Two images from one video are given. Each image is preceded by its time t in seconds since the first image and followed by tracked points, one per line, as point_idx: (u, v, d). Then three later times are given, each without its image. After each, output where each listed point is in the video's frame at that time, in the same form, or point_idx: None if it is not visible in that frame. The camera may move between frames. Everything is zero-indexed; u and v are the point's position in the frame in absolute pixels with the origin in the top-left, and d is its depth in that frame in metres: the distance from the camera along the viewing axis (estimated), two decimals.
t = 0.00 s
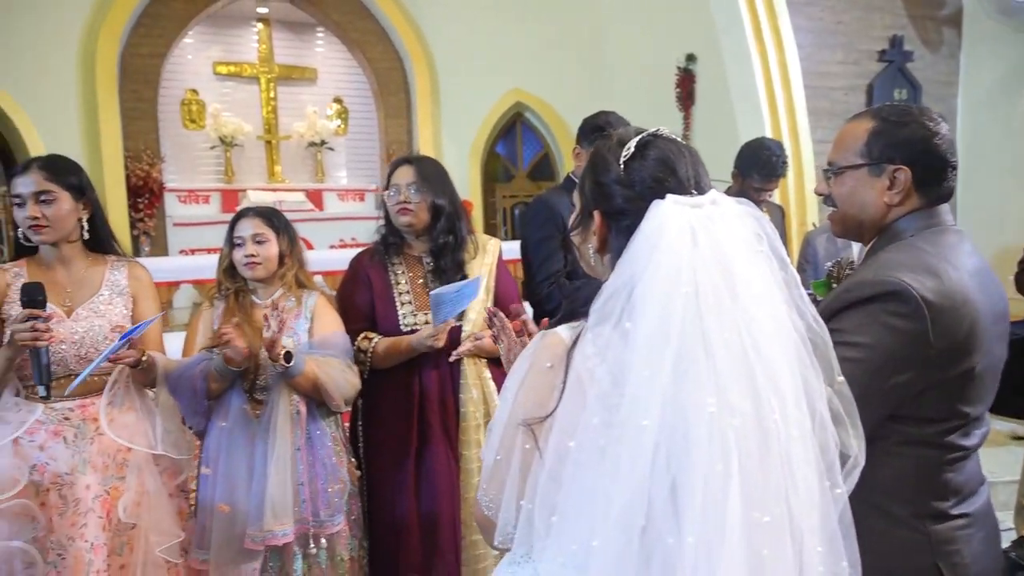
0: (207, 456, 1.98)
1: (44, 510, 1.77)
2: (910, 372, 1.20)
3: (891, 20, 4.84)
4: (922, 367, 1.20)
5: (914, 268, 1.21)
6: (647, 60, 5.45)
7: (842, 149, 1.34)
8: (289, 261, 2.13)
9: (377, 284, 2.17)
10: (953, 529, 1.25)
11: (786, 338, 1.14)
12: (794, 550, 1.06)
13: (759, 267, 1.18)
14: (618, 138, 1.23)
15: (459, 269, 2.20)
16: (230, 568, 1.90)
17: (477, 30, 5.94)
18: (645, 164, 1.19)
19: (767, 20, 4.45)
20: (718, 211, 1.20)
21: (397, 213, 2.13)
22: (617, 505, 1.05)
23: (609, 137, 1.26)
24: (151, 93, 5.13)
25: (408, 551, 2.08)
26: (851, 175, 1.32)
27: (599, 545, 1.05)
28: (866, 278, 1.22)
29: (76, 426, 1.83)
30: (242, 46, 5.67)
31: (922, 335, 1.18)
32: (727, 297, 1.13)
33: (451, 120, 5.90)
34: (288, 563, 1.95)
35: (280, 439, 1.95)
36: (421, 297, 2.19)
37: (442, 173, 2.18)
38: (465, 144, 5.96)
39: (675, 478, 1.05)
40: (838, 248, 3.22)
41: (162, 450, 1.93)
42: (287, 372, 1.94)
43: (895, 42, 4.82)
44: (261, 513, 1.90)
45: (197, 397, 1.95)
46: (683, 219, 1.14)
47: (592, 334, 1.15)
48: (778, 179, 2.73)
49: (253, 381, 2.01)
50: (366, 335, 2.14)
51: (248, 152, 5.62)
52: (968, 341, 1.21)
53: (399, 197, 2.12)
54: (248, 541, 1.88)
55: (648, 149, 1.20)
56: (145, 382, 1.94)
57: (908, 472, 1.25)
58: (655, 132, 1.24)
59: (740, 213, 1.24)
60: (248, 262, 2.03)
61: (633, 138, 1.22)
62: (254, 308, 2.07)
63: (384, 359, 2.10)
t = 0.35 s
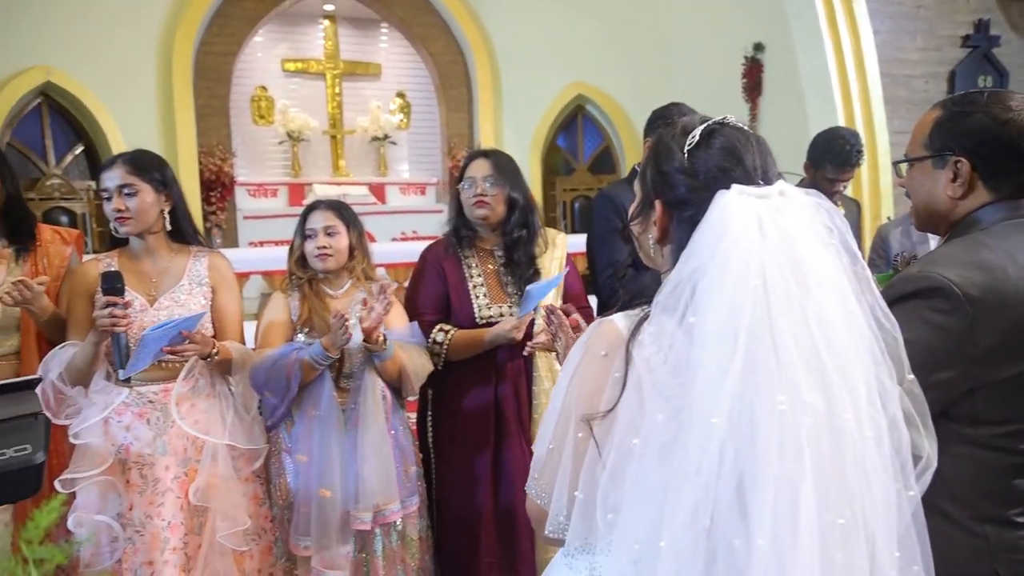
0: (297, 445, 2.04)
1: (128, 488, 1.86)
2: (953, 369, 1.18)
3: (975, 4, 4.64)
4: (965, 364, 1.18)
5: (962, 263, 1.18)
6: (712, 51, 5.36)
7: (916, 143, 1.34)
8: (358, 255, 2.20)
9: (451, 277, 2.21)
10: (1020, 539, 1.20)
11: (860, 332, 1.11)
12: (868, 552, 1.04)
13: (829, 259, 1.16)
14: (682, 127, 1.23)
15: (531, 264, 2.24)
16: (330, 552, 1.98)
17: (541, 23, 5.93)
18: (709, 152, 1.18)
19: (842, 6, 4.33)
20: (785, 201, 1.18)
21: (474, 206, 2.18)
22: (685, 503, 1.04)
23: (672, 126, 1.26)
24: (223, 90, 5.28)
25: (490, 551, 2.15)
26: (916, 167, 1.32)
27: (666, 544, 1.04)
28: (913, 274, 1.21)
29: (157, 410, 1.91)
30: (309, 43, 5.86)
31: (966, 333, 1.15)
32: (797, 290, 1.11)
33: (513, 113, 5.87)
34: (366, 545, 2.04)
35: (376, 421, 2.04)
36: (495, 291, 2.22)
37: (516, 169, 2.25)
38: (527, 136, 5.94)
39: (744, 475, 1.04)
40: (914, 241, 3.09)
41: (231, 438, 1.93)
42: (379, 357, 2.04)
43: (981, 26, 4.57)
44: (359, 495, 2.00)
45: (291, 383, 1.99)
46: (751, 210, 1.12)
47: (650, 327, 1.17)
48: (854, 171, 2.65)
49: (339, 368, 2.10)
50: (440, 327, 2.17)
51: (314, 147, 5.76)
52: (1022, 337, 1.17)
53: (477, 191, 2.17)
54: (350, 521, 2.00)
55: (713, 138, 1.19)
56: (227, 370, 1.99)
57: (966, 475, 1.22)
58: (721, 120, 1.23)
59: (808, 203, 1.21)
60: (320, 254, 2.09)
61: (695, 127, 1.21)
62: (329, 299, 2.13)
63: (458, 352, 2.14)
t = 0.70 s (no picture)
0: (370, 428, 2.06)
1: (207, 462, 1.91)
2: (1009, 364, 1.15)
3: None
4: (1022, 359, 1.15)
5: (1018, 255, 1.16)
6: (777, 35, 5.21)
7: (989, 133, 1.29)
8: (416, 241, 2.23)
9: (517, 263, 2.22)
10: None
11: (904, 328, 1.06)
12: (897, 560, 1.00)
13: (882, 252, 1.11)
14: (735, 112, 1.23)
15: (597, 253, 2.24)
16: (413, 529, 2.00)
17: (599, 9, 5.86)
18: (759, 139, 1.17)
19: None
20: (836, 189, 1.15)
21: (543, 194, 2.18)
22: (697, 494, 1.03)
23: (729, 111, 1.26)
24: (284, 79, 5.36)
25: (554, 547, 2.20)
26: (993, 157, 1.27)
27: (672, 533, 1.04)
28: (966, 266, 1.19)
29: (235, 388, 1.96)
30: (367, 33, 5.89)
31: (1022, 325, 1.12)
32: (837, 282, 1.07)
33: (570, 101, 5.85)
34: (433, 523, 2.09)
35: (445, 400, 2.11)
36: (560, 277, 2.23)
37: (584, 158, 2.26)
38: (583, 125, 5.90)
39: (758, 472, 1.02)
40: (991, 232, 2.96)
41: (294, 423, 1.98)
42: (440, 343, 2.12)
43: None
44: (437, 474, 2.06)
45: (364, 371, 2.01)
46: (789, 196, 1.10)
47: (680, 312, 1.18)
48: (930, 158, 2.54)
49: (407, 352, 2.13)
50: (508, 313, 2.18)
51: (372, 135, 5.82)
52: None
53: (546, 179, 2.18)
54: (429, 500, 2.06)
55: (763, 121, 1.17)
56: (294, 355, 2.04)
57: None
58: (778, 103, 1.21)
59: (867, 192, 1.17)
60: (380, 239, 2.11)
61: (749, 111, 1.20)
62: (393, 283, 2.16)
63: (525, 338, 2.15)
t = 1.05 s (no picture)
0: (428, 415, 2.09)
1: (281, 446, 1.96)
2: None
3: None
4: None
5: None
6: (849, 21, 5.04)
7: None
8: (478, 232, 2.25)
9: (577, 257, 2.21)
10: None
11: (946, 335, 1.04)
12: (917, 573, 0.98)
13: (933, 255, 1.08)
14: (799, 102, 1.20)
15: (659, 247, 2.21)
16: (473, 515, 2.02)
17: None
18: (814, 134, 1.14)
19: None
20: (893, 188, 1.12)
21: (606, 187, 2.17)
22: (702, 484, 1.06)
23: (794, 100, 1.23)
24: (349, 73, 5.49)
25: (614, 539, 2.20)
26: None
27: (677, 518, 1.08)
28: None
29: (310, 373, 2.01)
30: (429, 26, 5.90)
31: None
32: (880, 283, 1.06)
33: (631, 94, 5.82)
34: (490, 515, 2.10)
35: (500, 391, 2.11)
36: (621, 271, 2.21)
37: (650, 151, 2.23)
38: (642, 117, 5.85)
39: (762, 467, 1.03)
40: None
41: (356, 412, 2.02)
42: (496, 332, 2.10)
43: None
44: (497, 464, 2.06)
45: (419, 358, 2.03)
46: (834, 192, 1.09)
47: (718, 304, 1.19)
48: (1013, 148, 2.42)
49: (464, 341, 2.14)
50: (565, 308, 2.17)
51: (432, 128, 5.84)
52: None
53: (609, 172, 2.16)
54: (487, 490, 2.05)
55: (818, 116, 1.14)
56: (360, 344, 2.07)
57: None
58: (843, 92, 1.17)
59: (930, 193, 1.13)
60: (445, 229, 2.13)
61: (807, 103, 1.17)
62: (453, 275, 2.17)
63: (583, 333, 2.14)
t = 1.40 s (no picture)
0: (461, 403, 2.11)
1: (339, 434, 2.01)
2: None
3: None
4: None
5: None
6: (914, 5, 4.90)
7: None
8: (534, 220, 2.23)
9: (625, 249, 2.21)
10: None
11: (997, 332, 1.04)
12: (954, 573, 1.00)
13: (989, 250, 1.08)
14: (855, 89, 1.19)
15: (711, 239, 2.17)
16: (489, 508, 2.03)
17: None
18: (869, 123, 1.14)
19: None
20: (949, 176, 1.13)
21: (651, 179, 2.16)
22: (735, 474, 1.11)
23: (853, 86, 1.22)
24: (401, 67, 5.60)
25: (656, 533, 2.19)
26: None
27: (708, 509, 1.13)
28: None
29: (366, 362, 2.06)
30: (480, 19, 5.90)
31: None
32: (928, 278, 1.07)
33: (684, 84, 5.73)
34: (528, 511, 2.10)
35: (532, 389, 2.06)
36: (669, 264, 2.19)
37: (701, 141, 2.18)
38: (696, 107, 5.77)
39: (795, 458, 1.07)
40: None
41: (422, 399, 2.08)
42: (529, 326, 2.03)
43: None
44: (515, 459, 2.03)
45: (453, 346, 2.07)
46: (875, 186, 1.11)
47: (758, 297, 1.24)
48: None
49: (500, 335, 2.15)
50: (611, 299, 2.19)
51: (482, 121, 5.86)
52: None
53: (654, 164, 2.14)
54: (503, 483, 2.03)
55: (870, 105, 1.14)
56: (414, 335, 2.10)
57: None
58: (901, 79, 1.15)
59: (987, 182, 1.14)
60: (497, 221, 2.14)
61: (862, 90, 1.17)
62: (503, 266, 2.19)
63: (628, 323, 2.15)
